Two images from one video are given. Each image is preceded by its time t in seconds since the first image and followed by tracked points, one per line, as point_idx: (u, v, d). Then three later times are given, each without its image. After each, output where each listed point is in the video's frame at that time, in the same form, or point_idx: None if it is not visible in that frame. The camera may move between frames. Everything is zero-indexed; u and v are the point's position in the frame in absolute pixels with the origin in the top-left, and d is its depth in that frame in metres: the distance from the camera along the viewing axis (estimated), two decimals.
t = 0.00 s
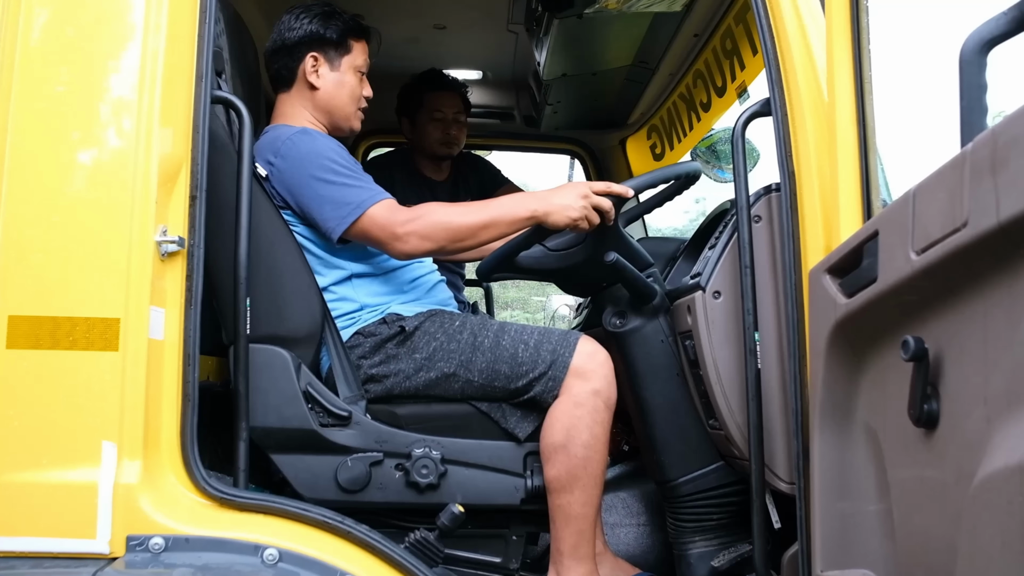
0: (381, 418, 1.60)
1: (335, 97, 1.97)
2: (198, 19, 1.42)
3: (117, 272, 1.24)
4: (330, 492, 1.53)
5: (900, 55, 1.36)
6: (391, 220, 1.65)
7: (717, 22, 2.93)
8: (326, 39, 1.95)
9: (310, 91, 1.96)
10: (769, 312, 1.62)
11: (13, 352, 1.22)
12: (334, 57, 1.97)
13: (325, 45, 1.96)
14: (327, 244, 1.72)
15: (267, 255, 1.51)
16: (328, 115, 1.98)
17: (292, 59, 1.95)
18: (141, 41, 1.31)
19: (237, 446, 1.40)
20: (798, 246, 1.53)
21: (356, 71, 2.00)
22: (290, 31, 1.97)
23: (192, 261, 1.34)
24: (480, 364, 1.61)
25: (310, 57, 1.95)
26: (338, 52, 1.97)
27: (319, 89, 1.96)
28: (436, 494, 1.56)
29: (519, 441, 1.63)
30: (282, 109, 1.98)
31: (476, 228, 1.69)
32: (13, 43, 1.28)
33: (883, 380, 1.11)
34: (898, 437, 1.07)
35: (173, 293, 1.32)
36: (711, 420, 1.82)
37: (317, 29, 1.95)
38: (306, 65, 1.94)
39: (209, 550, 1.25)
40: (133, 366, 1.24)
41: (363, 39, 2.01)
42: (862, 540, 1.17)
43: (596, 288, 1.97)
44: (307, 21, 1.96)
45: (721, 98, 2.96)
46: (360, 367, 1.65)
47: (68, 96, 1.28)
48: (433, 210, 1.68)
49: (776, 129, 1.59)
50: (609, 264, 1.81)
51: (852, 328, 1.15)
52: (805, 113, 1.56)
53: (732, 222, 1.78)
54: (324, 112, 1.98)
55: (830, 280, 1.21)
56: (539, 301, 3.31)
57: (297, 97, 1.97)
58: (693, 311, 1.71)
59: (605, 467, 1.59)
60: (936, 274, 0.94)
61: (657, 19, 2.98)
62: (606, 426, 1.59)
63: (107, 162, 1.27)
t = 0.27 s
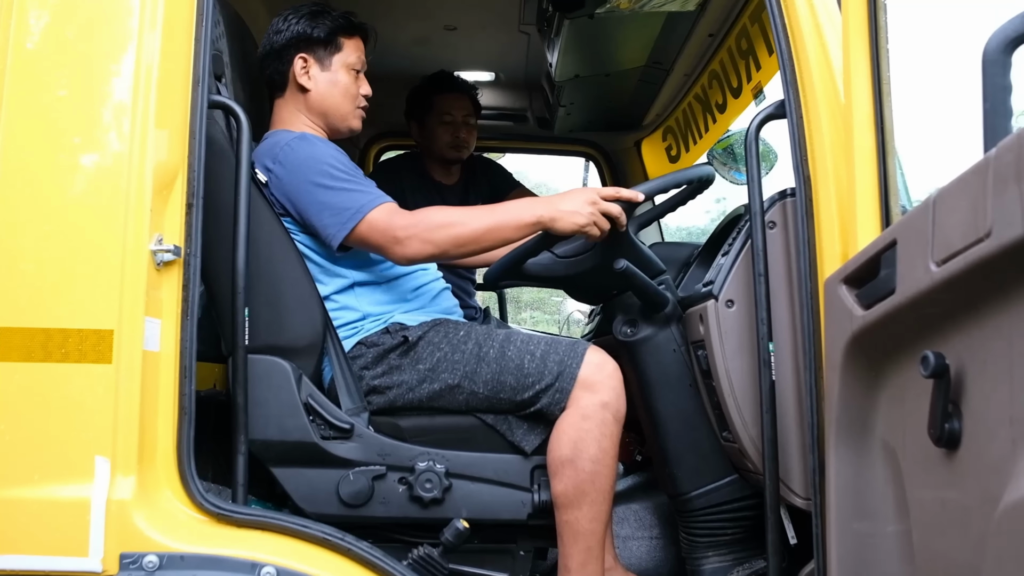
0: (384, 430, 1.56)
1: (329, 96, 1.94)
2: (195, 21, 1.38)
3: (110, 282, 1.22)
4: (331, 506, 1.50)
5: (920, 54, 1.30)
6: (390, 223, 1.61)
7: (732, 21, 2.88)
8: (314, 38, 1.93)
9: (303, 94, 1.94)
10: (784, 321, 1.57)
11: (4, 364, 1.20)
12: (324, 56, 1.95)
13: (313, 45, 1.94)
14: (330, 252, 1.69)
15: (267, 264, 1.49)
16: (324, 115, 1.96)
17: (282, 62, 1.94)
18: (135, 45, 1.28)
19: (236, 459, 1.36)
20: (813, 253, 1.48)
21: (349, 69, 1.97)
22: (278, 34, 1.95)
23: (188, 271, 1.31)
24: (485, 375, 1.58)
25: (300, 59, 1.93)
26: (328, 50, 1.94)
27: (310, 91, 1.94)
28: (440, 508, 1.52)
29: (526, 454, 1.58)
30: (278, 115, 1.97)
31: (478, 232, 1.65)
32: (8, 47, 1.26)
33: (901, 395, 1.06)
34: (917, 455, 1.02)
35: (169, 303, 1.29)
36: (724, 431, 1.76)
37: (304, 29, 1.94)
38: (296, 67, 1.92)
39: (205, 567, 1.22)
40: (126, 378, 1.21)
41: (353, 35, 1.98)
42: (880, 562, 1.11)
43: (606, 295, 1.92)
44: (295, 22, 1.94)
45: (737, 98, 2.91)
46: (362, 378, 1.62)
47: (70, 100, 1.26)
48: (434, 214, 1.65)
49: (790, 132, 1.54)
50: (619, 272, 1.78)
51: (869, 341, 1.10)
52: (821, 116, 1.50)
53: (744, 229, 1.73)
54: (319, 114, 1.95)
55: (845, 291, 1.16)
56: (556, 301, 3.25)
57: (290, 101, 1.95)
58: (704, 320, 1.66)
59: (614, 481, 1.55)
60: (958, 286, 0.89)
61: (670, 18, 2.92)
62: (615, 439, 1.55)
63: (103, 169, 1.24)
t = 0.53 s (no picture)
0: (388, 445, 1.54)
1: (339, 106, 1.91)
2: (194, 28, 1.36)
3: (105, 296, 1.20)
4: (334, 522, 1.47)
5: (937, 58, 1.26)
6: (386, 234, 1.58)
7: (747, 24, 2.84)
8: (324, 46, 1.91)
9: (313, 103, 1.92)
10: (797, 334, 1.53)
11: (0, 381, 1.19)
12: (334, 64, 1.92)
13: (323, 53, 1.91)
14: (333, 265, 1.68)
15: (269, 276, 1.47)
16: (334, 125, 1.93)
17: (290, 70, 1.93)
18: (132, 53, 1.27)
19: (237, 475, 1.34)
20: (828, 264, 1.44)
21: (359, 78, 1.94)
22: (289, 41, 1.94)
23: (187, 284, 1.28)
24: (490, 389, 1.55)
25: (309, 67, 1.90)
26: (337, 59, 1.92)
27: (320, 99, 1.91)
28: (444, 525, 1.49)
29: (533, 470, 1.55)
30: (290, 123, 1.95)
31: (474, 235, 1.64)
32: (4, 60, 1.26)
33: (917, 414, 1.02)
34: (933, 478, 0.98)
35: (168, 316, 1.26)
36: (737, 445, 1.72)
37: (314, 37, 1.91)
38: (305, 75, 1.90)
39: None
40: (123, 395, 1.19)
41: (365, 44, 1.95)
42: None
43: (616, 306, 1.89)
44: (305, 29, 1.92)
45: (752, 102, 2.87)
46: (366, 393, 1.60)
47: (75, 107, 1.25)
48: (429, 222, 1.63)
49: (804, 139, 1.50)
50: (628, 282, 1.71)
51: (883, 358, 1.06)
52: (835, 123, 1.46)
53: (756, 238, 1.68)
54: (330, 123, 1.92)
55: (859, 305, 1.12)
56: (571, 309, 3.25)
57: (301, 110, 1.93)
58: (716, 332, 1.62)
59: (623, 497, 1.51)
60: (974, 303, 0.85)
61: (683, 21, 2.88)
62: (622, 455, 1.51)
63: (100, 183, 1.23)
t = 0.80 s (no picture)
0: (388, 457, 1.52)
1: (339, 113, 1.90)
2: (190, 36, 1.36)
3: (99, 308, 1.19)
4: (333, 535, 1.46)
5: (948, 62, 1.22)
6: (398, 242, 1.59)
7: (757, 27, 2.80)
8: (325, 53, 1.89)
9: (313, 110, 1.91)
10: (805, 345, 1.49)
11: None
12: (335, 71, 1.91)
13: (325, 60, 1.90)
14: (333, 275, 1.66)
15: (268, 287, 1.46)
16: (334, 132, 1.92)
17: (291, 77, 1.90)
18: (127, 61, 1.27)
19: (236, 489, 1.33)
20: (835, 271, 1.41)
21: (360, 85, 1.93)
22: (289, 47, 1.92)
23: (183, 295, 1.28)
24: (491, 401, 1.54)
25: (310, 73, 1.89)
26: (339, 66, 1.90)
27: (320, 107, 1.90)
28: (445, 539, 1.47)
29: (535, 483, 1.53)
30: (290, 130, 1.94)
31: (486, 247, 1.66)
32: None
33: (924, 431, 0.99)
34: (940, 497, 0.95)
35: (164, 328, 1.25)
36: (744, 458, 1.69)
37: (315, 43, 1.90)
38: (306, 82, 1.89)
39: None
40: (117, 408, 1.18)
41: (366, 51, 1.94)
42: None
43: (622, 315, 1.86)
44: (306, 35, 1.90)
45: (763, 106, 2.83)
46: (366, 405, 1.59)
47: (76, 113, 1.24)
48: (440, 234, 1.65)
49: (811, 146, 1.47)
50: (632, 291, 1.70)
51: (889, 373, 1.03)
52: (842, 129, 1.43)
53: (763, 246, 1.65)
54: (330, 130, 1.92)
55: (864, 318, 1.10)
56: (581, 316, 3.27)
57: (301, 117, 1.92)
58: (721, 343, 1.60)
59: (625, 511, 1.49)
60: (981, 319, 0.83)
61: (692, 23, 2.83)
62: (625, 468, 1.49)
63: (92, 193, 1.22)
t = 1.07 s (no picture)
0: (392, 473, 1.51)
1: (352, 123, 1.89)
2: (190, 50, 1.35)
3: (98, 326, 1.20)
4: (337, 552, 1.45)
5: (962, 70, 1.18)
6: (415, 241, 1.58)
7: (772, 31, 2.77)
8: (333, 63, 1.89)
9: (325, 122, 1.90)
10: (816, 360, 1.46)
11: None
12: (345, 81, 1.90)
13: (334, 70, 1.90)
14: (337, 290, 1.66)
15: (271, 302, 1.46)
16: (348, 143, 1.91)
17: (302, 90, 1.90)
18: (126, 77, 1.27)
19: (237, 506, 1.32)
20: (846, 284, 1.38)
21: (371, 93, 1.92)
22: (297, 60, 1.92)
23: (184, 310, 1.27)
24: (495, 416, 1.52)
25: (320, 85, 1.89)
26: (348, 75, 1.90)
27: (333, 118, 1.89)
28: (449, 556, 1.46)
29: (540, 499, 1.52)
30: (305, 144, 1.94)
31: (504, 243, 1.63)
32: None
33: (932, 453, 0.96)
34: (949, 523, 0.92)
35: (164, 345, 1.25)
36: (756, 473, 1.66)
37: (323, 54, 1.89)
38: (317, 94, 1.89)
39: None
40: (116, 426, 1.18)
41: (374, 58, 1.93)
42: None
43: (631, 327, 1.83)
44: (314, 47, 1.91)
45: (780, 110, 2.79)
46: (369, 420, 1.58)
47: (75, 131, 1.25)
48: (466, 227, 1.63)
49: (821, 157, 1.43)
50: (639, 304, 1.68)
51: (896, 393, 1.00)
52: (852, 139, 1.39)
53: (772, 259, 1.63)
54: (343, 141, 1.91)
55: (871, 335, 1.07)
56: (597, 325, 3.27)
57: (314, 130, 1.92)
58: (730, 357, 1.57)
59: (632, 527, 1.47)
60: (988, 341, 0.80)
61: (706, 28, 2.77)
62: (631, 484, 1.47)
63: (91, 211, 1.23)
